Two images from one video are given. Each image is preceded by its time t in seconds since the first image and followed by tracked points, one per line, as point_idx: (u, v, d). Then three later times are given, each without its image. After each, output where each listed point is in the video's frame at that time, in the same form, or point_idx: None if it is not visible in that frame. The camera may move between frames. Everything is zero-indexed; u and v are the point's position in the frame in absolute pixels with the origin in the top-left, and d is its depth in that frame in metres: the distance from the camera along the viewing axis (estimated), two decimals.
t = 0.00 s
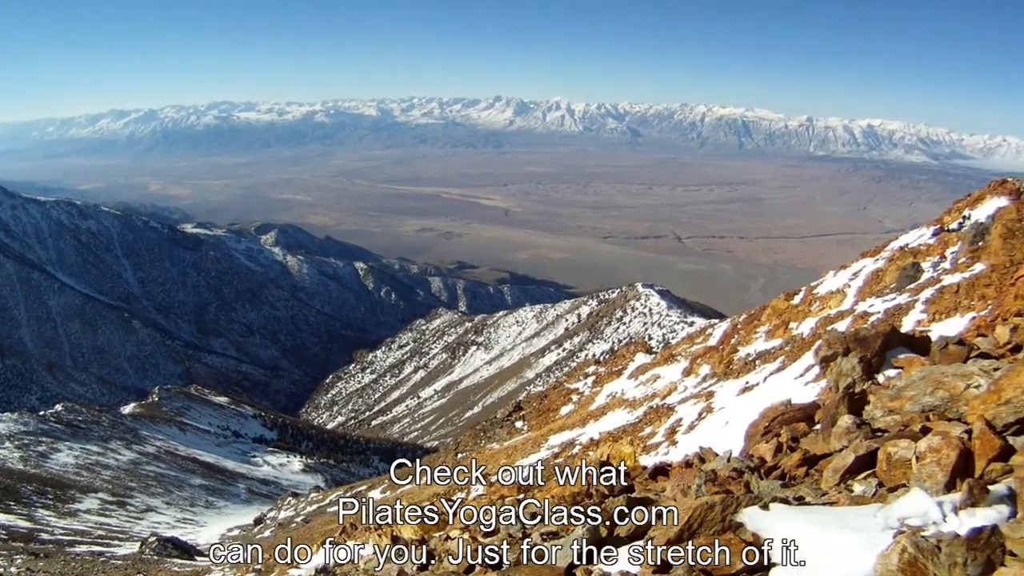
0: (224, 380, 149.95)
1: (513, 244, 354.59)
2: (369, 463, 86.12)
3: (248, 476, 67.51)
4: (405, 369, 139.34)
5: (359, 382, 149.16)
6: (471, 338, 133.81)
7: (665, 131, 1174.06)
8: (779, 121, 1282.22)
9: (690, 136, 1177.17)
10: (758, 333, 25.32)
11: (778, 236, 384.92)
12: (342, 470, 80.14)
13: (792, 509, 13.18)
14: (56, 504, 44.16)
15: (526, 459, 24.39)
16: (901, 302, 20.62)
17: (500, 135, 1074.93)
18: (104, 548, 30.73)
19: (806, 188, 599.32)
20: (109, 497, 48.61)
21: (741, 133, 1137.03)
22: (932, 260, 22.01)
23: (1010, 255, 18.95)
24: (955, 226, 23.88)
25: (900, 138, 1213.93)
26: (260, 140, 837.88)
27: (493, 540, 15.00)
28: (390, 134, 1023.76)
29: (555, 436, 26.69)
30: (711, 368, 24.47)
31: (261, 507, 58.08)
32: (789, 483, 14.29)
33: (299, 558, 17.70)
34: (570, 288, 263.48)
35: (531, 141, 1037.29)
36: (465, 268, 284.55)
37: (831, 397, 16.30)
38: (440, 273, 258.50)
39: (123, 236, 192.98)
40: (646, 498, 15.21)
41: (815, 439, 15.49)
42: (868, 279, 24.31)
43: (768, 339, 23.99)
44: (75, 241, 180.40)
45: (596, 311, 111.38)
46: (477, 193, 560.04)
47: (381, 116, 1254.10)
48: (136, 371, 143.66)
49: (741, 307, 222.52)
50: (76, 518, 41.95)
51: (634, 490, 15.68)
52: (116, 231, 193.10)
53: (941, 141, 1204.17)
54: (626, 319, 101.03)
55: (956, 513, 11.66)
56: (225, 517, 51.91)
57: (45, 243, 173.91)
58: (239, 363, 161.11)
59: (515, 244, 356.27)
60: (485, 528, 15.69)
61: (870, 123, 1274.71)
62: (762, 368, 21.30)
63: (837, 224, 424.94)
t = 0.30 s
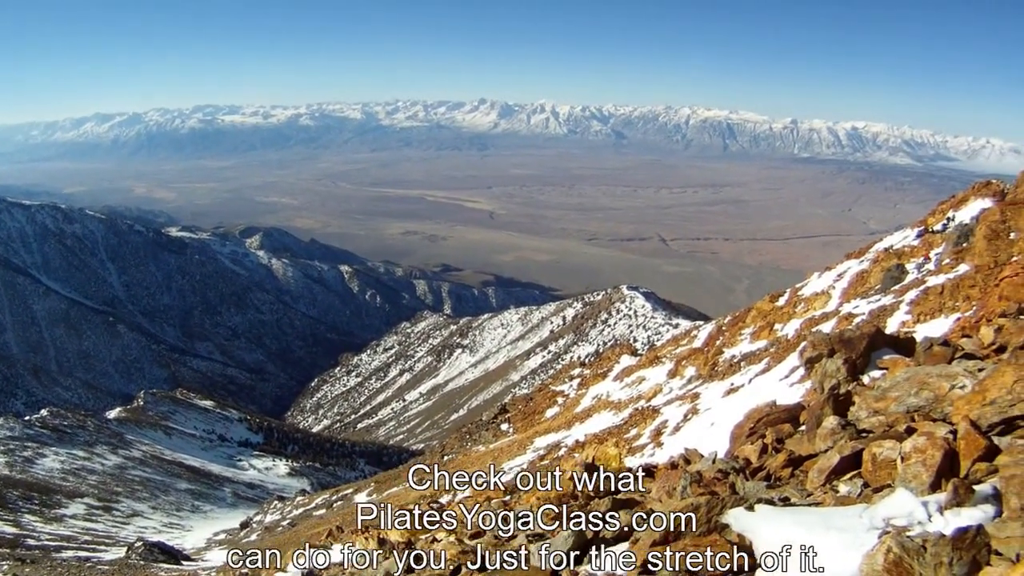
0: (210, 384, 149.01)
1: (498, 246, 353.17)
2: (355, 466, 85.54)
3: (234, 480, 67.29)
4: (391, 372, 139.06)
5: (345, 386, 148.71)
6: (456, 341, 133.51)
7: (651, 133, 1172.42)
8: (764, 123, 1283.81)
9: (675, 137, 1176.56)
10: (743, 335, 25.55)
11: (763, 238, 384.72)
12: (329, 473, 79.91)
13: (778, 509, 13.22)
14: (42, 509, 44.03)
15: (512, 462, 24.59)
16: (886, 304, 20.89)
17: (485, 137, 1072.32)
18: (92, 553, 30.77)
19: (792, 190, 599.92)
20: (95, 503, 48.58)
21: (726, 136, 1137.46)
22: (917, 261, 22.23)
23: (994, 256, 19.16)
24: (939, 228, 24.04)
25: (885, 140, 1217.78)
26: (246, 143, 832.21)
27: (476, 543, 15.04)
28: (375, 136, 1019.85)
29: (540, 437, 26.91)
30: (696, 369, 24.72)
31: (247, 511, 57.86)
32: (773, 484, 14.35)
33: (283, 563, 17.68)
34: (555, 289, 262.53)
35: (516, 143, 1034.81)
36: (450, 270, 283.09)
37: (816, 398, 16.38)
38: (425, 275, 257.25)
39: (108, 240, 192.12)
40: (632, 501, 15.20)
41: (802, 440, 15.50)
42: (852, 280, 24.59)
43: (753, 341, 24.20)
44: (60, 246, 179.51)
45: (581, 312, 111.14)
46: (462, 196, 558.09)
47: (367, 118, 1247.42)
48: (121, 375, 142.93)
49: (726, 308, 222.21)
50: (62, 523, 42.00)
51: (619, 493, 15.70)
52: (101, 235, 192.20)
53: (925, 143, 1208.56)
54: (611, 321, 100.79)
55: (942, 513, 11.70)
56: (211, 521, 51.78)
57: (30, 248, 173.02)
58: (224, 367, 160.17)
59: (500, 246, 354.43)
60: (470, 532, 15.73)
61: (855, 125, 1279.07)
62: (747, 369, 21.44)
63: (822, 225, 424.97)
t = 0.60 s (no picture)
0: (197, 389, 148.15)
1: (484, 250, 352.10)
2: (344, 470, 85.07)
3: (221, 485, 66.99)
4: (378, 376, 138.80)
5: (332, 389, 148.28)
6: (443, 344, 133.30)
7: (638, 137, 1172.64)
8: (750, 127, 1285.91)
9: (661, 140, 1176.61)
10: (731, 337, 25.72)
11: (749, 241, 385.22)
12: (317, 477, 79.62)
13: (764, 511, 13.27)
14: (29, 515, 43.92)
15: (501, 466, 24.68)
16: (872, 306, 21.12)
17: (471, 140, 1070.23)
18: (79, 558, 30.74)
19: (778, 193, 600.78)
20: (83, 508, 48.47)
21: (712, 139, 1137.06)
22: (904, 264, 22.47)
23: (980, 258, 19.39)
24: (925, 230, 24.24)
25: (871, 143, 1222.24)
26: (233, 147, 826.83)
27: (464, 548, 15.07)
28: (362, 140, 1016.13)
29: (528, 441, 27.00)
30: (683, 372, 24.93)
31: (235, 516, 57.56)
32: (761, 487, 14.39)
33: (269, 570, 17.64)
34: (542, 293, 262.03)
35: (503, 147, 1032.95)
36: (437, 274, 281.95)
37: (802, 401, 16.48)
38: (412, 279, 256.26)
39: (95, 244, 191.48)
40: (620, 504, 15.28)
41: (788, 442, 15.58)
42: (839, 283, 24.80)
43: (740, 344, 24.37)
44: (47, 250, 178.79)
45: (568, 316, 111.14)
46: (448, 199, 556.14)
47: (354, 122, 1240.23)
48: (109, 379, 142.15)
49: (713, 311, 222.13)
50: (50, 529, 41.93)
51: (607, 495, 15.77)
52: (88, 239, 191.68)
53: (910, 146, 1212.51)
54: (598, 324, 100.65)
55: (930, 514, 11.76)
56: (199, 526, 51.62)
57: (17, 252, 172.31)
58: (212, 371, 159.21)
59: (486, 249, 353.08)
60: (459, 536, 15.82)
61: (841, 128, 1282.57)
62: (734, 373, 21.63)
63: (809, 228, 425.62)
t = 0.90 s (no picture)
0: (186, 393, 147.53)
1: (472, 254, 351.34)
2: (333, 474, 84.63)
3: (211, 489, 66.80)
4: (367, 380, 138.56)
5: (321, 394, 147.93)
6: (432, 348, 133.19)
7: (627, 140, 1170.73)
8: (737, 131, 1288.76)
9: (649, 144, 1177.53)
10: (719, 340, 25.92)
11: (738, 245, 385.35)
12: (306, 482, 79.42)
13: (752, 515, 13.25)
14: (19, 520, 44.02)
15: (489, 469, 24.75)
16: (859, 309, 21.33)
17: (459, 143, 1068.56)
18: (69, 563, 30.92)
19: (766, 196, 602.05)
20: (72, 514, 48.54)
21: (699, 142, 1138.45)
22: (891, 267, 22.69)
23: (967, 261, 19.52)
24: (913, 233, 24.42)
25: (859, 146, 1225.57)
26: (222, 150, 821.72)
27: (453, 552, 15.03)
28: (350, 143, 1013.76)
29: (517, 444, 27.07)
30: (672, 376, 25.03)
31: (224, 520, 57.34)
32: (750, 489, 14.41)
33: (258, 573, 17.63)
34: (530, 297, 261.78)
35: (491, 151, 1032.23)
36: (425, 278, 281.05)
37: (791, 404, 16.53)
38: (400, 283, 255.57)
39: (84, 249, 191.13)
40: (608, 507, 15.31)
41: (776, 445, 15.61)
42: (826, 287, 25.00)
43: (728, 346, 24.57)
44: (35, 254, 178.37)
45: (557, 320, 111.15)
46: (437, 203, 554.75)
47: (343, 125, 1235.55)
48: (98, 384, 141.67)
49: (701, 314, 222.21)
50: (39, 534, 42.01)
51: (596, 499, 15.83)
52: (77, 243, 191.32)
53: (896, 151, 1218.27)
54: (586, 328, 100.66)
55: (917, 517, 11.81)
56: (189, 531, 51.54)
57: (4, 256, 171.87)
58: (201, 376, 158.42)
59: (475, 253, 351.99)
60: (449, 538, 15.84)
61: (828, 132, 1288.38)
62: (723, 375, 21.78)
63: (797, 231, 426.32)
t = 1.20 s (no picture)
0: (177, 398, 147.09)
1: (462, 258, 350.08)
2: (323, 479, 84.21)
3: (201, 495, 66.70)
4: (357, 386, 138.30)
5: (312, 398, 147.54)
6: (422, 353, 133.04)
7: (618, 143, 1170.70)
8: (728, 135, 1289.16)
9: (639, 147, 1175.51)
10: (709, 345, 26.13)
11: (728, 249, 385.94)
12: (296, 487, 79.09)
13: (743, 518, 13.24)
14: (10, 525, 44.11)
15: (478, 474, 24.77)
16: (851, 312, 21.44)
17: (450, 147, 1066.10)
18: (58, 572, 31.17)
19: (757, 199, 601.85)
20: (63, 520, 48.63)
21: (690, 145, 1137.01)
22: (882, 270, 22.78)
23: (958, 265, 19.61)
24: (903, 237, 24.53)
25: (849, 149, 1230.13)
26: (211, 152, 817.14)
27: (443, 557, 15.01)
28: (340, 147, 1009.20)
29: (508, 450, 27.06)
30: (662, 380, 25.09)
31: (215, 525, 57.12)
32: (740, 493, 14.42)
33: None
34: (521, 301, 261.13)
35: (482, 154, 1029.77)
36: (415, 282, 280.46)
37: (781, 408, 16.62)
38: (391, 287, 254.78)
39: (73, 253, 190.58)
40: (596, 510, 15.36)
41: (767, 449, 15.68)
42: (817, 291, 25.15)
43: (719, 351, 24.78)
44: (25, 259, 177.82)
45: (547, 324, 111.13)
46: (427, 207, 552.69)
47: (334, 128, 1230.59)
48: (88, 389, 141.23)
49: (693, 317, 221.88)
50: (29, 540, 42.09)
51: (586, 502, 15.86)
52: (66, 248, 190.85)
53: (886, 155, 1220.79)
54: (576, 332, 100.60)
55: (909, 518, 11.79)
56: (180, 536, 51.39)
57: None
58: (192, 381, 157.81)
59: (465, 257, 351.09)
60: (438, 542, 15.84)
61: (819, 136, 1289.34)
62: (713, 380, 21.90)
63: (788, 235, 425.92)
